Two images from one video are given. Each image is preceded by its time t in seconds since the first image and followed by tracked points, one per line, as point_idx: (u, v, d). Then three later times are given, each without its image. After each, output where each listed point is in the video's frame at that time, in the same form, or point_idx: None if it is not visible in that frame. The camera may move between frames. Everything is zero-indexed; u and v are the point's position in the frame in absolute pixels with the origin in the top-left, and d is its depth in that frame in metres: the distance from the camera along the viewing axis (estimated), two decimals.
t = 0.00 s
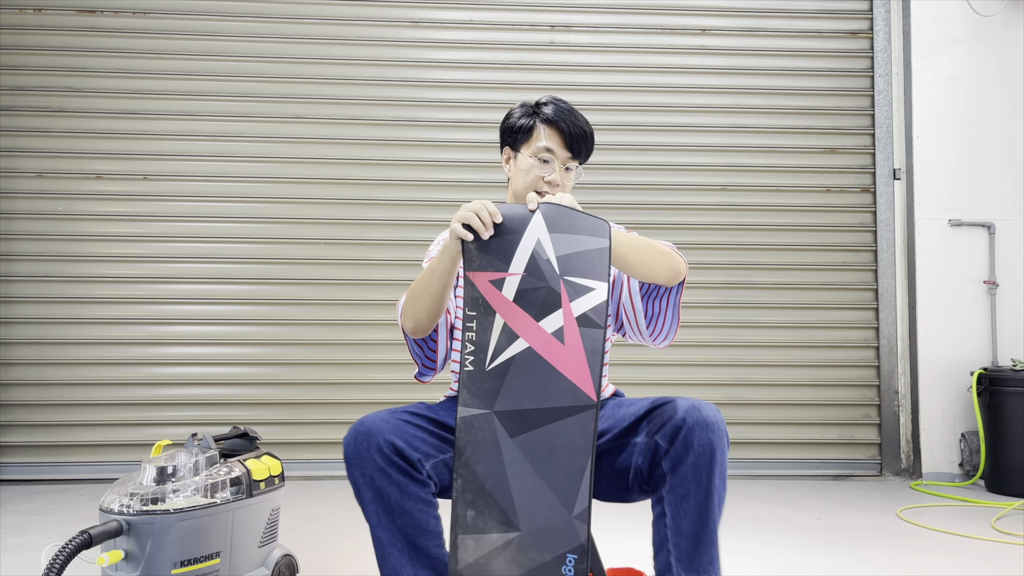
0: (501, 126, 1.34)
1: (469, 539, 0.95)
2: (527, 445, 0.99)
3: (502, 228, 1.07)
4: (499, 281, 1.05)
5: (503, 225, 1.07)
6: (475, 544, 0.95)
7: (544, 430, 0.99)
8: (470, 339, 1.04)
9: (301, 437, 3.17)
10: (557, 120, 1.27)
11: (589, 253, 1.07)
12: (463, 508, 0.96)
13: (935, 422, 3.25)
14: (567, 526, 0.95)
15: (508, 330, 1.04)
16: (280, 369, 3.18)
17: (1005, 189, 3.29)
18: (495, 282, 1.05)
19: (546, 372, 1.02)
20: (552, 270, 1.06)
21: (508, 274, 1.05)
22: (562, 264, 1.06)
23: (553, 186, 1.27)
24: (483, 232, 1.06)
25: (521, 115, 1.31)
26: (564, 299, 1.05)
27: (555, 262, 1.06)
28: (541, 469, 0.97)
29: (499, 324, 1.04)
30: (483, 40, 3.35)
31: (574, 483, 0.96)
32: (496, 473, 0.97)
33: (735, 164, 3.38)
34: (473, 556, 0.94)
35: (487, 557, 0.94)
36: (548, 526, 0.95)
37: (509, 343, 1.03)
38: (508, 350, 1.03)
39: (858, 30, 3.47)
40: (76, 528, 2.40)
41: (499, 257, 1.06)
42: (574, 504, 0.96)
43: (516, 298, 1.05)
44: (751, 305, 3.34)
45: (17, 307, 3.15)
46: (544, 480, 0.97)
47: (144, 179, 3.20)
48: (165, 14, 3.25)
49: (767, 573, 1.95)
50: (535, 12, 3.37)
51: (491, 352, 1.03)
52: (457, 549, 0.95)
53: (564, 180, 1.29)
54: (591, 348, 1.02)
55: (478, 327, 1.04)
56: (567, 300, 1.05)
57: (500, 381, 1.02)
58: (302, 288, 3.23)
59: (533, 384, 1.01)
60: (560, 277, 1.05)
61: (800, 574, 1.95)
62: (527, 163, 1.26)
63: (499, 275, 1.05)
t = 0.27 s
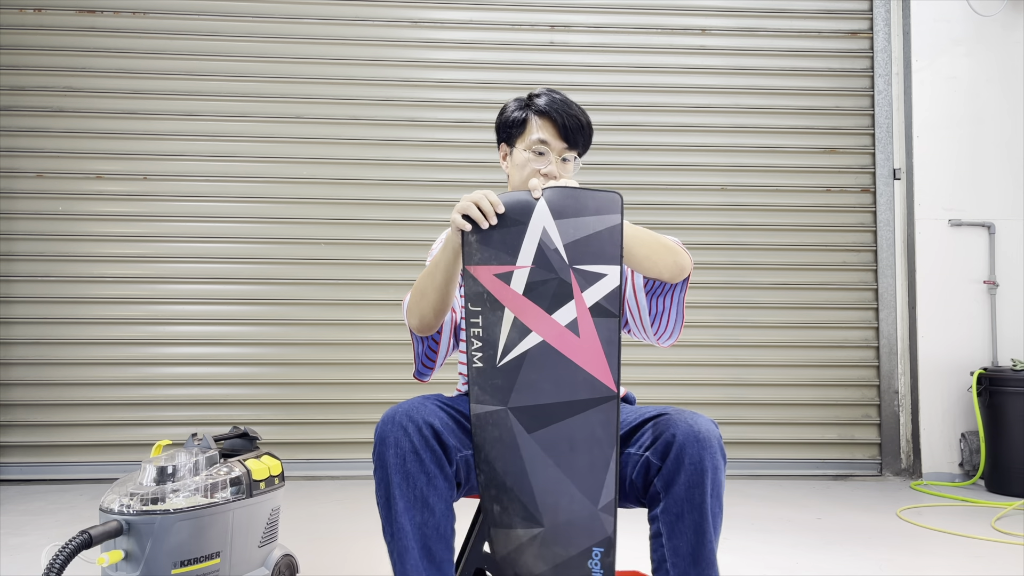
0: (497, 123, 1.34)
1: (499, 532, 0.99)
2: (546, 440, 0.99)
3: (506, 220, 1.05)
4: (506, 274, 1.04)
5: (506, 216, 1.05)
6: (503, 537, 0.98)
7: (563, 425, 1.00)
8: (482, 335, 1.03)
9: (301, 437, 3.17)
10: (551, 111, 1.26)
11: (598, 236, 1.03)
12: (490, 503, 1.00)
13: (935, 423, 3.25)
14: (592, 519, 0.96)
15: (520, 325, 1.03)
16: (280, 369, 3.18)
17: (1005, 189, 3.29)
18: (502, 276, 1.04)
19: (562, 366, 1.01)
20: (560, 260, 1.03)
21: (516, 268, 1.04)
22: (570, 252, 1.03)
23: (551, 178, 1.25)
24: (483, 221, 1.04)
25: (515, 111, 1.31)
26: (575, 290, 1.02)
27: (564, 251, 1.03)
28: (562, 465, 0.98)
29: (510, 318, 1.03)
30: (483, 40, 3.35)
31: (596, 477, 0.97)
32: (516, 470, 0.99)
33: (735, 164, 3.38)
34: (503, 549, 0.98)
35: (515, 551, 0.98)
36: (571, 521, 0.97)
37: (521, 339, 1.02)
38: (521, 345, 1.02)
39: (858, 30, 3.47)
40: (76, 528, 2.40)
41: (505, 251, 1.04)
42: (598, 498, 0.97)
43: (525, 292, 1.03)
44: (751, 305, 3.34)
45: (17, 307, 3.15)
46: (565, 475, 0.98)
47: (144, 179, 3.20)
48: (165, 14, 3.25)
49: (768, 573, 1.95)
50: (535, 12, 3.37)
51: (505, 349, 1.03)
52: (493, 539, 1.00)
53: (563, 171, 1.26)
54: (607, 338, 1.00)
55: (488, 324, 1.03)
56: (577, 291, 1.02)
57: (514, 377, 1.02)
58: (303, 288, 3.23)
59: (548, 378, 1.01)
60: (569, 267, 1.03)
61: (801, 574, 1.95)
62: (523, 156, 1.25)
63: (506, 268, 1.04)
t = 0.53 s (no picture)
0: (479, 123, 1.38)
1: (499, 544, 0.98)
2: (552, 446, 1.00)
3: (502, 221, 1.03)
4: (506, 277, 1.03)
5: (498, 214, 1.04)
6: (507, 548, 0.98)
7: (569, 429, 1.00)
8: (483, 341, 1.03)
9: (302, 437, 3.17)
10: (523, 101, 1.26)
11: (601, 236, 1.02)
12: (489, 516, 0.99)
13: (935, 423, 3.25)
14: (604, 520, 0.97)
15: (522, 330, 1.03)
16: (280, 369, 3.18)
17: (1005, 189, 3.28)
18: (502, 280, 1.03)
19: (567, 371, 1.02)
20: (562, 261, 1.03)
21: (515, 270, 1.03)
22: (572, 253, 1.02)
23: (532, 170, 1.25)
24: (471, 220, 1.03)
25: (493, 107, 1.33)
26: (578, 292, 1.02)
27: (565, 252, 1.03)
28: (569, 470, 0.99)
29: (511, 324, 1.02)
30: (484, 40, 3.35)
31: (607, 479, 0.98)
32: (522, 478, 0.99)
33: (736, 164, 3.38)
34: (505, 561, 0.98)
35: (521, 560, 0.98)
36: (584, 523, 0.98)
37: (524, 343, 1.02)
38: (524, 350, 1.02)
39: (859, 30, 3.47)
40: (76, 528, 2.40)
41: (504, 254, 1.03)
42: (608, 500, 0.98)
43: (526, 295, 1.03)
44: (752, 305, 3.34)
45: (17, 307, 3.15)
46: (574, 479, 0.98)
47: (145, 179, 3.20)
48: (166, 14, 3.25)
49: (768, 573, 1.95)
50: (536, 12, 3.37)
51: (507, 354, 1.02)
52: (481, 557, 0.98)
53: (543, 162, 1.26)
54: (612, 342, 1.01)
55: (488, 328, 1.03)
56: (581, 293, 1.02)
57: (517, 383, 1.02)
58: (303, 288, 3.23)
59: (553, 383, 1.02)
60: (571, 268, 1.02)
61: (801, 574, 1.95)
62: (503, 152, 1.27)
63: (505, 271, 1.03)
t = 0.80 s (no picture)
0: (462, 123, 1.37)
1: (482, 550, 0.92)
2: (542, 442, 0.95)
3: (500, 203, 1.00)
4: (501, 262, 0.99)
5: (500, 201, 1.00)
6: (490, 554, 0.92)
7: (562, 423, 0.95)
8: (473, 329, 0.98)
9: (302, 437, 3.17)
10: (503, 99, 1.25)
11: (602, 221, 0.99)
12: (472, 520, 0.93)
13: (935, 423, 3.25)
14: (596, 517, 0.92)
15: (515, 317, 0.98)
16: (280, 369, 3.18)
17: (1005, 189, 3.29)
18: (497, 265, 0.99)
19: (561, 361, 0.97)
20: (560, 247, 0.99)
21: (511, 255, 0.99)
22: (571, 238, 0.99)
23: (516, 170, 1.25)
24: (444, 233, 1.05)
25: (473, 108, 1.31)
26: (576, 279, 0.98)
27: (564, 238, 0.99)
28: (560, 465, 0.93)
29: (504, 311, 0.98)
30: (484, 40, 3.35)
31: (600, 474, 0.93)
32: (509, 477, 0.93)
33: (736, 164, 3.38)
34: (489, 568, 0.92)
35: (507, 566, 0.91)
36: (575, 521, 0.92)
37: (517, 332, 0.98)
38: (518, 339, 0.98)
39: (858, 30, 3.47)
40: (76, 528, 2.40)
41: (500, 237, 0.99)
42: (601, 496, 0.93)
43: (522, 281, 0.99)
44: (752, 305, 3.34)
45: (17, 307, 3.15)
46: (565, 476, 0.93)
47: (145, 179, 3.20)
48: (166, 14, 3.25)
49: (768, 573, 1.95)
50: (537, 12, 3.37)
51: (497, 345, 0.97)
52: (462, 566, 0.92)
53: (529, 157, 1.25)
54: (611, 331, 0.97)
55: (479, 316, 0.98)
56: (579, 280, 0.98)
57: (507, 374, 0.97)
58: (303, 288, 3.23)
59: (546, 374, 0.97)
60: (570, 253, 0.99)
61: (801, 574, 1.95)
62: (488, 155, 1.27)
63: (500, 256, 0.99)
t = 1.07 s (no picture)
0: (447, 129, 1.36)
1: (460, 542, 0.89)
2: (534, 424, 0.93)
3: (502, 168, 1.00)
4: (502, 229, 0.98)
5: (506, 165, 1.00)
6: (469, 547, 0.88)
7: (556, 403, 0.94)
8: (466, 299, 0.97)
9: (302, 437, 3.17)
10: (485, 88, 1.24)
11: (609, 193, 0.99)
12: (451, 507, 0.90)
13: (935, 423, 3.25)
14: (585, 513, 0.89)
15: (512, 289, 0.97)
16: (280, 369, 3.18)
17: (1005, 189, 3.28)
18: (495, 234, 0.98)
19: (556, 339, 0.96)
20: (565, 217, 0.99)
21: (512, 223, 0.98)
22: (576, 209, 0.99)
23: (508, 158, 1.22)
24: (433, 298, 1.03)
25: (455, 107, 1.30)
26: (579, 253, 0.98)
27: (569, 208, 0.99)
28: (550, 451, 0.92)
29: (502, 281, 0.97)
30: (485, 40, 3.35)
31: (592, 465, 0.91)
32: (495, 461, 0.91)
33: (737, 164, 3.38)
34: (465, 563, 0.88)
35: (486, 562, 0.88)
36: (562, 516, 0.89)
37: (512, 305, 0.97)
38: (514, 313, 0.97)
39: (859, 30, 3.46)
40: (76, 528, 2.40)
41: (501, 204, 0.99)
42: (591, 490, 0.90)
43: (522, 251, 0.98)
44: (752, 305, 3.34)
45: (17, 307, 3.15)
46: (555, 466, 0.91)
47: (145, 179, 3.20)
48: (166, 14, 3.25)
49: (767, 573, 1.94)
50: (538, 12, 3.37)
51: (490, 318, 0.96)
52: (437, 558, 0.88)
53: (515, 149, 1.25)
54: (612, 310, 0.96)
55: (474, 285, 0.97)
56: (582, 254, 0.98)
57: (501, 349, 0.96)
58: (302, 288, 3.23)
59: (541, 351, 0.96)
60: (574, 224, 0.99)
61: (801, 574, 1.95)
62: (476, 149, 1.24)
63: (500, 223, 0.98)
